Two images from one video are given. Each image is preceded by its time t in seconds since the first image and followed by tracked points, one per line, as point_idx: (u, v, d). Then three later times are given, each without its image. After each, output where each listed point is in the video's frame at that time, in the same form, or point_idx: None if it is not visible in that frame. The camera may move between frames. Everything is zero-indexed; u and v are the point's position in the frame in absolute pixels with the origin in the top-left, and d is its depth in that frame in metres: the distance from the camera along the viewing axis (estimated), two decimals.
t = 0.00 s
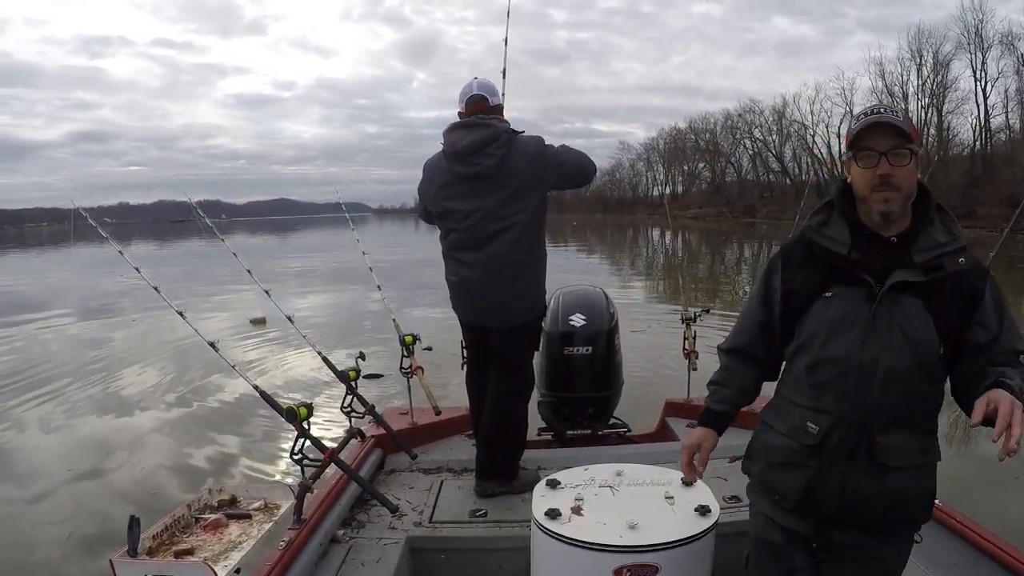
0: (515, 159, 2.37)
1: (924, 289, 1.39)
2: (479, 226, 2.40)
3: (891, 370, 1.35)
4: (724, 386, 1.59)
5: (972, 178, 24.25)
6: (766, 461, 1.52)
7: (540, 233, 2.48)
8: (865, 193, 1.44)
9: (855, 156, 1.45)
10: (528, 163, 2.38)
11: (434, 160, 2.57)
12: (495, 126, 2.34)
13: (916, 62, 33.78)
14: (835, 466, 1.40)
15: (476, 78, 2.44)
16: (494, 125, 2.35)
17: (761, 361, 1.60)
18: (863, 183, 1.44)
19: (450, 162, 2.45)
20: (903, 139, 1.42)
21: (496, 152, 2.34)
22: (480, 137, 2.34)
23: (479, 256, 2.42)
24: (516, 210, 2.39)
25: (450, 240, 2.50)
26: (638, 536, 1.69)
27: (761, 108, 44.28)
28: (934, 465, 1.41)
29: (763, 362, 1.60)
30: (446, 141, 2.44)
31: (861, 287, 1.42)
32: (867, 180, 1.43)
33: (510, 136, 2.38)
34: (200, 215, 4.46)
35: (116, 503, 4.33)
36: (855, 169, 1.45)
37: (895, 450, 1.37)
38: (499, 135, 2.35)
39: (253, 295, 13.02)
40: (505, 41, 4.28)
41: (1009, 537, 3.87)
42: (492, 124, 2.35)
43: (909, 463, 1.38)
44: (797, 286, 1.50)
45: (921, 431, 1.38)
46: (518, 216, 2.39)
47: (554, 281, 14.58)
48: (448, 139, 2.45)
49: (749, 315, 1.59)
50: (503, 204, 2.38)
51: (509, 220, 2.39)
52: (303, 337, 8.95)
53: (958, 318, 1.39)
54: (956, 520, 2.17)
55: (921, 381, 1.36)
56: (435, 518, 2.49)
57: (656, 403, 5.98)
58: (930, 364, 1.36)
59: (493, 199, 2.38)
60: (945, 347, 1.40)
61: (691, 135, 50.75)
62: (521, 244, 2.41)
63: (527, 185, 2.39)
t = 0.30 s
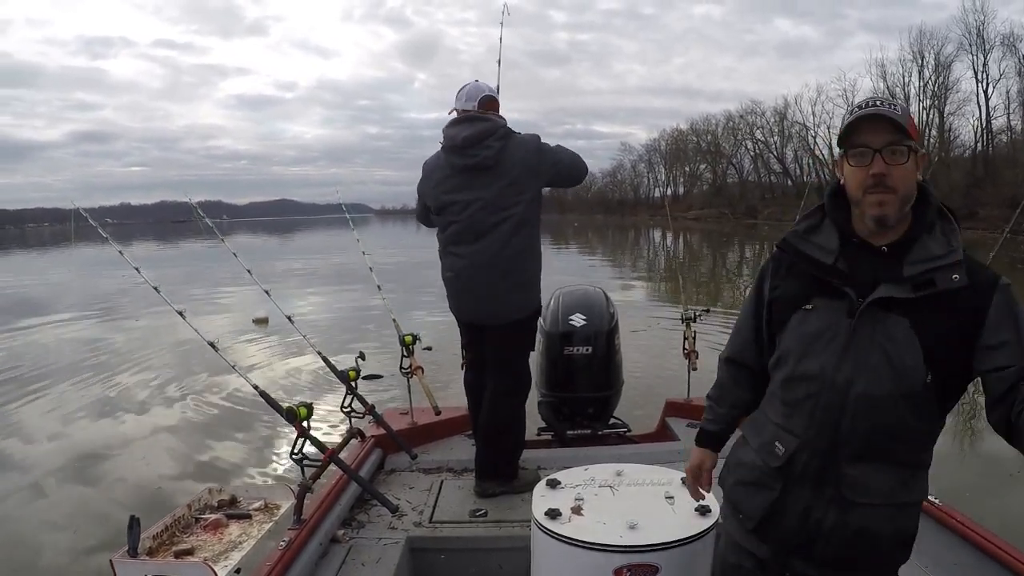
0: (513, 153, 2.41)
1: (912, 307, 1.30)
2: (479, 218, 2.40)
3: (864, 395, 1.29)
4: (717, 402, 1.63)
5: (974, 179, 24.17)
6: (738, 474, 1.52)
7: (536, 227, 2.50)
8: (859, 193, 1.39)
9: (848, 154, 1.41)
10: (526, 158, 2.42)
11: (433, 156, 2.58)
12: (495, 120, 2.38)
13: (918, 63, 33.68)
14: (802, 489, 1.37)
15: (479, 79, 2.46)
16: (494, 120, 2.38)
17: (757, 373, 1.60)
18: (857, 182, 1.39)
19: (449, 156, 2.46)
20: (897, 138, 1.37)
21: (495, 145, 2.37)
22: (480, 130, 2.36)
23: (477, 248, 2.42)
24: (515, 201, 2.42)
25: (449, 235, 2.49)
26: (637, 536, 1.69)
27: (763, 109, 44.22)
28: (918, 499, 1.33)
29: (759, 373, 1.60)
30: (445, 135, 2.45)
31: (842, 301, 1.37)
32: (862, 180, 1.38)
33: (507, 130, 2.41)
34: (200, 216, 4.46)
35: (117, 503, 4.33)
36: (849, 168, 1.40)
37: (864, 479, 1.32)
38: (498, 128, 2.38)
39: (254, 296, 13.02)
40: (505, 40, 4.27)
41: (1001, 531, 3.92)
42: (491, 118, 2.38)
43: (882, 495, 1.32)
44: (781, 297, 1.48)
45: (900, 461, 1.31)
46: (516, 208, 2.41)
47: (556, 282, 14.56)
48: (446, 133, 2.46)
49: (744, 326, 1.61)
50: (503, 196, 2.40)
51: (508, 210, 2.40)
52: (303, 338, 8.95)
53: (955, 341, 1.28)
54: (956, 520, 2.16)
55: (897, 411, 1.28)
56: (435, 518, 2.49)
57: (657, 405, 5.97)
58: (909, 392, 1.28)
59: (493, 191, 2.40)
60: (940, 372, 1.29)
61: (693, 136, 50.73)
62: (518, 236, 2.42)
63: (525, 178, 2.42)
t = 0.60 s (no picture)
0: (513, 151, 2.44)
1: (882, 323, 1.11)
2: (479, 213, 2.42)
3: (818, 420, 1.12)
4: (673, 422, 1.44)
5: (976, 184, 24.13)
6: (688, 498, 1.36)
7: (536, 223, 2.51)
8: (844, 203, 1.19)
9: (837, 153, 1.19)
10: (525, 156, 2.44)
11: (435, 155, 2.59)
12: (495, 118, 2.41)
13: (921, 67, 33.64)
14: (745, 523, 1.21)
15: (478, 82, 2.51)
16: (494, 118, 2.41)
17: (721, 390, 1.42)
18: (844, 188, 1.18)
19: (450, 154, 2.48)
20: (897, 140, 1.17)
21: (495, 142, 2.40)
22: (481, 127, 2.39)
23: (478, 243, 2.43)
24: (515, 197, 2.43)
25: (450, 232, 2.50)
26: (638, 536, 1.69)
27: (766, 111, 44.20)
28: (876, 552, 1.13)
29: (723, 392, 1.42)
30: (446, 133, 2.47)
31: (805, 312, 1.19)
32: (849, 186, 1.18)
33: (507, 129, 2.45)
34: (201, 214, 4.46)
35: (116, 499, 4.33)
36: (835, 171, 1.19)
37: (814, 519, 1.14)
38: (498, 127, 2.41)
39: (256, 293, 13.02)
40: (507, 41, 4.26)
41: (993, 527, 4.08)
42: (491, 117, 2.41)
43: (829, 541, 1.13)
44: (745, 303, 1.31)
45: (854, 503, 1.13)
46: (516, 203, 2.43)
47: (557, 282, 14.56)
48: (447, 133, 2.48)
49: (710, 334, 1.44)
50: (502, 191, 2.42)
51: (508, 206, 2.42)
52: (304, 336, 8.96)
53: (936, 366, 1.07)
54: (954, 519, 2.17)
55: (855, 443, 1.10)
56: (435, 518, 2.49)
57: (656, 406, 5.97)
58: (873, 422, 1.09)
59: (493, 187, 2.42)
60: (915, 401, 1.08)
61: (695, 138, 50.71)
62: (518, 231, 2.44)
63: (525, 175, 2.44)
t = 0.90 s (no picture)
0: (520, 152, 2.42)
1: (917, 353, 1.02)
2: (485, 210, 2.40)
3: (839, 463, 1.04)
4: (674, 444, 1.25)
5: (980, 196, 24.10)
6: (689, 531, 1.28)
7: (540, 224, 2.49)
8: (888, 222, 1.07)
9: (889, 159, 1.05)
10: (532, 157, 2.43)
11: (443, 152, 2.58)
12: (504, 118, 2.40)
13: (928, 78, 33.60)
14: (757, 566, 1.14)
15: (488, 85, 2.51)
16: (503, 118, 2.40)
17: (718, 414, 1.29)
18: (891, 203, 1.05)
19: (459, 152, 2.46)
20: (959, 151, 1.04)
21: (503, 141, 2.38)
22: (489, 126, 2.37)
23: (482, 239, 2.41)
24: (521, 196, 2.41)
25: (455, 227, 2.47)
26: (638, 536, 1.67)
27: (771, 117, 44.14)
28: None
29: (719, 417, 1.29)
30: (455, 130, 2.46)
31: (824, 333, 1.10)
32: (900, 204, 1.05)
33: (516, 130, 2.43)
34: (200, 207, 4.42)
35: (111, 488, 4.29)
36: (887, 183, 1.06)
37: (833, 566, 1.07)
38: (507, 126, 2.40)
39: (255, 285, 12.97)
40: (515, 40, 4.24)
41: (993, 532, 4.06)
42: (500, 117, 2.40)
43: None
44: (750, 320, 1.20)
45: (881, 550, 1.05)
46: (522, 201, 2.41)
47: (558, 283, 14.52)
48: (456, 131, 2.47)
49: (703, 352, 1.28)
50: (509, 189, 2.40)
51: (513, 204, 2.40)
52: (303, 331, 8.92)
53: (975, 401, 0.99)
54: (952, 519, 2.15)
55: (890, 487, 1.02)
56: (435, 518, 2.47)
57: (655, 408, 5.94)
58: (904, 464, 1.00)
59: (499, 184, 2.39)
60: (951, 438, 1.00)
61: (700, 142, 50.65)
62: (523, 230, 2.41)
63: (531, 175, 2.42)
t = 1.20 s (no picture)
0: (521, 151, 2.42)
1: None
2: (485, 208, 2.39)
3: None
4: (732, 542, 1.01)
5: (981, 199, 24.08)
6: None
7: (541, 223, 2.48)
8: None
9: None
10: (533, 156, 2.42)
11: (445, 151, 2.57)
12: (505, 118, 2.40)
13: (930, 81, 33.59)
14: None
15: (489, 86, 2.52)
16: (504, 118, 2.40)
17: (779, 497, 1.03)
18: None
19: (460, 151, 2.46)
20: None
21: (504, 140, 2.37)
22: (490, 125, 2.37)
23: (483, 237, 2.40)
24: (521, 195, 2.40)
25: (456, 226, 2.47)
26: (638, 535, 1.67)
27: (773, 119, 44.13)
28: None
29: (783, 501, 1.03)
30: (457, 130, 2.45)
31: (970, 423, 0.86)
32: None
33: (517, 129, 2.43)
34: (200, 203, 4.42)
35: (111, 483, 4.30)
36: None
37: None
38: (508, 126, 2.39)
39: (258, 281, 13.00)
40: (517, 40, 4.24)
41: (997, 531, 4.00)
42: (501, 116, 2.40)
43: None
44: (847, 391, 0.94)
45: None
46: (523, 200, 2.40)
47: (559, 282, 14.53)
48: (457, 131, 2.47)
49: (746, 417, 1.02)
50: (509, 188, 2.39)
51: (514, 202, 2.39)
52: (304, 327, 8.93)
53: None
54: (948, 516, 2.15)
55: None
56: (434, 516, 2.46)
57: (655, 407, 5.94)
58: None
59: (499, 183, 2.39)
60: None
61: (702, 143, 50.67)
62: (523, 229, 2.41)
63: (532, 174, 2.42)
